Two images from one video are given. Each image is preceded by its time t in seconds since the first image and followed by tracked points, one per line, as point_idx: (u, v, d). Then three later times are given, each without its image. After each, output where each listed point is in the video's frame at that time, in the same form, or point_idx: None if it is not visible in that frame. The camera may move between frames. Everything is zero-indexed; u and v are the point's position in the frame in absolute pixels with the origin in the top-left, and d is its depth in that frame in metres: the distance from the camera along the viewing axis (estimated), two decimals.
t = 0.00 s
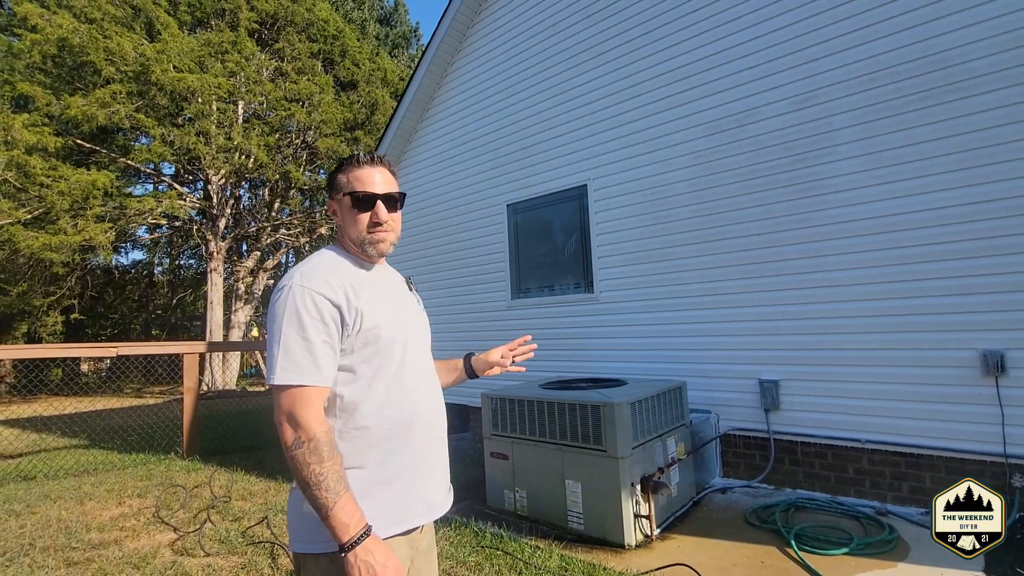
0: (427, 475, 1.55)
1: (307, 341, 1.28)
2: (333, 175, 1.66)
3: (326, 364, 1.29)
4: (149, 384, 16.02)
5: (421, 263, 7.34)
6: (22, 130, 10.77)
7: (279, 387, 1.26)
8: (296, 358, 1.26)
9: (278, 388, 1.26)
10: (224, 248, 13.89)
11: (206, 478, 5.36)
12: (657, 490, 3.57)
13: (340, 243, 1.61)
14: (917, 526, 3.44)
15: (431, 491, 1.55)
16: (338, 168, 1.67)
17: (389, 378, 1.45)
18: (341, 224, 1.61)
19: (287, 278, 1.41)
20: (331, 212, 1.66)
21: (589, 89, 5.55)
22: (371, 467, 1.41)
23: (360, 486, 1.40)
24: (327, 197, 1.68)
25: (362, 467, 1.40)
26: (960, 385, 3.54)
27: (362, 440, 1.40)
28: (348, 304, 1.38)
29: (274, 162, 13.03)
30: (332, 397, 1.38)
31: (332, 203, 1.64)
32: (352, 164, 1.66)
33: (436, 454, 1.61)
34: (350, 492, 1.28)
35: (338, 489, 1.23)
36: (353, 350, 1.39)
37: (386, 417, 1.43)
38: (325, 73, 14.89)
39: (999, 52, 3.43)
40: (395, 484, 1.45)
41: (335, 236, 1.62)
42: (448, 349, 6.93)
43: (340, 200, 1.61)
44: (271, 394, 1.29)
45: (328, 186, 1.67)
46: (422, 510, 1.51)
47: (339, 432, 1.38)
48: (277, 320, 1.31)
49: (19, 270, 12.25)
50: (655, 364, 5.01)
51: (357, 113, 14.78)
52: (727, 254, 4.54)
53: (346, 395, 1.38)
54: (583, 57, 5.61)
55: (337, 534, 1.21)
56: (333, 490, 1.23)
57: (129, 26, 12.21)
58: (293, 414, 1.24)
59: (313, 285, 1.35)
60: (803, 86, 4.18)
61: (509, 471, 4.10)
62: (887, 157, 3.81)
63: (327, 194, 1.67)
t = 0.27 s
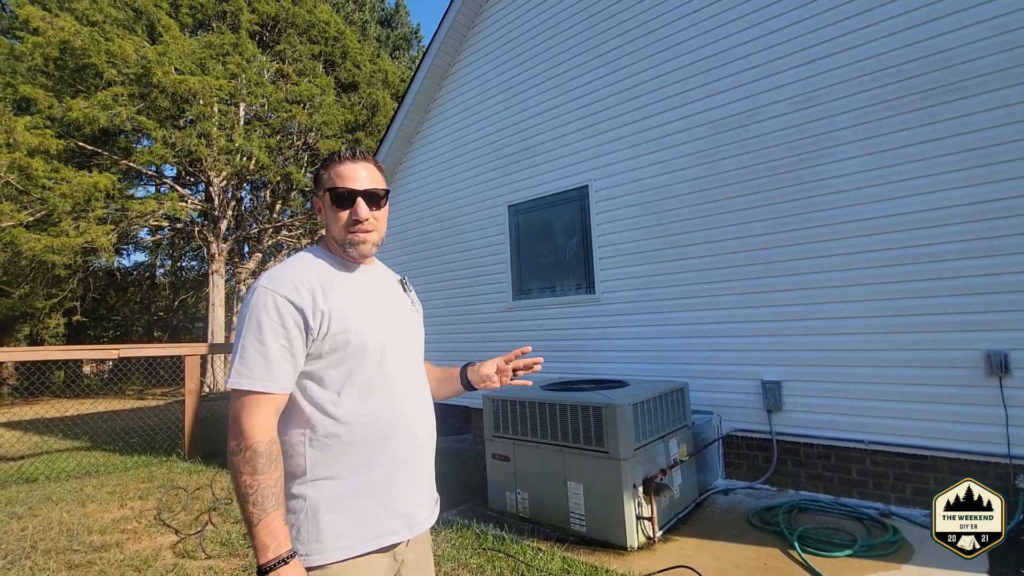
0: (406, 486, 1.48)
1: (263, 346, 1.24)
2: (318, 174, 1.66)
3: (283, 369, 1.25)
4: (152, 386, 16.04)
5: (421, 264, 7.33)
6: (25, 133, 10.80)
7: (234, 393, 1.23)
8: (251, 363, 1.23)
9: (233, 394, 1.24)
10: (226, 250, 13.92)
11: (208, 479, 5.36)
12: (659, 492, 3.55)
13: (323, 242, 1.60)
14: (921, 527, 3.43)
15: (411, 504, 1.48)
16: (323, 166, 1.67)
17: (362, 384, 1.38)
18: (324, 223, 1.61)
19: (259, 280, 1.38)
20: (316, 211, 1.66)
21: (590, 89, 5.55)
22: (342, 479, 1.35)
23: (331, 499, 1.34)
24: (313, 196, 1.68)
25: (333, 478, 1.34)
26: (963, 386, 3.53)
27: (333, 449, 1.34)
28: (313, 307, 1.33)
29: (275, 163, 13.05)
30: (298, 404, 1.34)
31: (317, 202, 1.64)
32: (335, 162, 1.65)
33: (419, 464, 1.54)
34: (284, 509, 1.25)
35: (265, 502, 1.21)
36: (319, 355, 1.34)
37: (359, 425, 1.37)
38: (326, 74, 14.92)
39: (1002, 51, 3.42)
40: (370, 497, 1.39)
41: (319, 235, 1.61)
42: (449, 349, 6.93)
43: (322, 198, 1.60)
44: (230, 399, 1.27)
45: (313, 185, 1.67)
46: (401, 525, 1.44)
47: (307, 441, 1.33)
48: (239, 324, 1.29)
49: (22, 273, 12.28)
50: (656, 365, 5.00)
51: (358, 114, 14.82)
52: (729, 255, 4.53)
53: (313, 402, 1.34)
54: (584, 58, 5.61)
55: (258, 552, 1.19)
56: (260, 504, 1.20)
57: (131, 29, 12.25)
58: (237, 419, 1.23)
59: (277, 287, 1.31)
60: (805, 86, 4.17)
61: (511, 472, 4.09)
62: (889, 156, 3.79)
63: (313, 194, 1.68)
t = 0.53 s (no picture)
0: (388, 494, 1.45)
1: (240, 348, 1.25)
2: (308, 171, 1.66)
3: (259, 372, 1.26)
4: (155, 387, 16.07)
5: (424, 265, 7.34)
6: (29, 135, 10.84)
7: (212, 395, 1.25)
8: (228, 365, 1.24)
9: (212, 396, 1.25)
10: (229, 250, 13.95)
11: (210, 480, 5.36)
12: (662, 494, 3.54)
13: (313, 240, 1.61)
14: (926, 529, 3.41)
15: (392, 515, 1.46)
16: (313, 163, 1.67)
17: (342, 389, 1.37)
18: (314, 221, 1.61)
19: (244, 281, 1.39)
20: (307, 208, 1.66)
21: (593, 90, 5.55)
22: (320, 485, 1.34)
23: (309, 506, 1.34)
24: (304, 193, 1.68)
25: (311, 485, 1.34)
26: (969, 387, 3.51)
27: (312, 455, 1.33)
28: (294, 310, 1.33)
29: (278, 164, 13.08)
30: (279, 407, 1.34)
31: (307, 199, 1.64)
32: (324, 159, 1.65)
33: (404, 473, 1.51)
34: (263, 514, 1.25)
35: (246, 506, 1.21)
36: (299, 357, 1.33)
37: (338, 431, 1.36)
38: (328, 75, 14.95)
39: (1006, 51, 3.40)
40: (348, 505, 1.37)
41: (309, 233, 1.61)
42: (451, 351, 6.93)
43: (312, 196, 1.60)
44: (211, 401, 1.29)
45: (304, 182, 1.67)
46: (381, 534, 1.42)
47: (287, 446, 1.33)
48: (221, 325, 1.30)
49: (26, 274, 12.32)
50: (659, 366, 4.99)
51: (360, 115, 14.85)
52: (732, 255, 4.52)
53: (294, 405, 1.34)
54: (587, 59, 5.61)
55: (236, 556, 1.20)
56: (239, 509, 1.21)
57: (134, 30, 12.29)
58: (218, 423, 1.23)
59: (257, 289, 1.32)
60: (808, 86, 4.16)
61: (513, 473, 4.08)
62: (894, 157, 3.78)
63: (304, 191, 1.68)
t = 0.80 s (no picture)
0: (375, 497, 1.45)
1: (225, 350, 1.25)
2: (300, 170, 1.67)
3: (246, 373, 1.26)
4: (158, 386, 16.12)
5: (426, 264, 7.35)
6: (32, 134, 10.88)
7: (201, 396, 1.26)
8: (214, 365, 1.24)
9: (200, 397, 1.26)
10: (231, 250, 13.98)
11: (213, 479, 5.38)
12: (664, 493, 3.53)
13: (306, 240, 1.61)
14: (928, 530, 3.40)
15: (378, 519, 1.45)
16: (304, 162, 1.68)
17: (329, 390, 1.37)
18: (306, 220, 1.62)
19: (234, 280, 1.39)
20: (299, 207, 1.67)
21: (594, 90, 5.55)
22: (306, 487, 1.35)
23: (294, 509, 1.34)
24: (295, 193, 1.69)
25: (297, 487, 1.35)
26: (971, 387, 3.49)
27: (297, 457, 1.34)
28: (281, 310, 1.33)
29: (280, 164, 13.12)
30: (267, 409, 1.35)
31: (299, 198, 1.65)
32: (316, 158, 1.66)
33: (391, 478, 1.51)
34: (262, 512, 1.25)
35: (245, 503, 1.22)
36: (286, 359, 1.33)
37: (324, 434, 1.35)
38: (331, 75, 14.99)
39: (1009, 50, 3.39)
40: (332, 509, 1.38)
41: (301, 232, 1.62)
42: (453, 350, 6.94)
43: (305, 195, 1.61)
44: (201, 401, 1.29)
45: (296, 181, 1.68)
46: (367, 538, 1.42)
47: (273, 448, 1.34)
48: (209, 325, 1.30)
49: (30, 274, 12.37)
50: (661, 365, 4.98)
51: (362, 115, 14.88)
52: (735, 255, 4.51)
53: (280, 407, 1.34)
54: (588, 59, 5.61)
55: (238, 555, 1.20)
56: (235, 508, 1.21)
57: (137, 30, 12.34)
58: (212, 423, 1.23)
59: (245, 289, 1.31)
60: (810, 86, 4.16)
61: (515, 473, 4.08)
62: (897, 156, 3.77)
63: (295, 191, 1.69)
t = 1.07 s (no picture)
0: (369, 502, 1.46)
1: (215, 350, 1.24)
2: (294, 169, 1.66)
3: (238, 373, 1.25)
4: (158, 386, 16.14)
5: (426, 264, 7.35)
6: (33, 134, 10.90)
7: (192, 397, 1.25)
8: (205, 367, 1.23)
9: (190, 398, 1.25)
10: (232, 250, 14.01)
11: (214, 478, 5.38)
12: (664, 493, 3.53)
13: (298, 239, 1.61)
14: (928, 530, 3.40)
15: (372, 522, 1.46)
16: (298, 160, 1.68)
17: (322, 392, 1.37)
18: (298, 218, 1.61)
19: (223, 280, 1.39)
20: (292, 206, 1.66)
21: (594, 90, 5.55)
22: (299, 489, 1.35)
23: (287, 512, 1.34)
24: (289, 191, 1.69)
25: (289, 490, 1.34)
26: (973, 387, 3.49)
27: (290, 460, 1.34)
28: (272, 311, 1.33)
29: (281, 164, 13.13)
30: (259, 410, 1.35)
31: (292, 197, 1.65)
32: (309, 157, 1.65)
33: (385, 479, 1.51)
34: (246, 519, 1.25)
35: (224, 508, 1.22)
36: (279, 359, 1.33)
37: (316, 436, 1.36)
38: (331, 75, 15.01)
39: (1011, 49, 3.39)
40: (326, 511, 1.38)
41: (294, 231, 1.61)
42: (454, 350, 6.94)
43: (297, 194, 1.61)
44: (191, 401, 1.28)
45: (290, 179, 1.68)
46: (361, 541, 1.42)
47: (265, 450, 1.34)
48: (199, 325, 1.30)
49: (31, 273, 12.38)
50: (661, 365, 4.98)
51: (363, 115, 14.91)
52: (735, 254, 4.51)
53: (272, 408, 1.34)
54: (588, 59, 5.61)
55: (218, 561, 1.20)
56: (216, 514, 1.21)
57: (138, 30, 12.37)
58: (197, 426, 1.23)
59: (235, 289, 1.31)
60: (810, 85, 4.15)
61: (515, 472, 4.08)
62: (898, 155, 3.76)
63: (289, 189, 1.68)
